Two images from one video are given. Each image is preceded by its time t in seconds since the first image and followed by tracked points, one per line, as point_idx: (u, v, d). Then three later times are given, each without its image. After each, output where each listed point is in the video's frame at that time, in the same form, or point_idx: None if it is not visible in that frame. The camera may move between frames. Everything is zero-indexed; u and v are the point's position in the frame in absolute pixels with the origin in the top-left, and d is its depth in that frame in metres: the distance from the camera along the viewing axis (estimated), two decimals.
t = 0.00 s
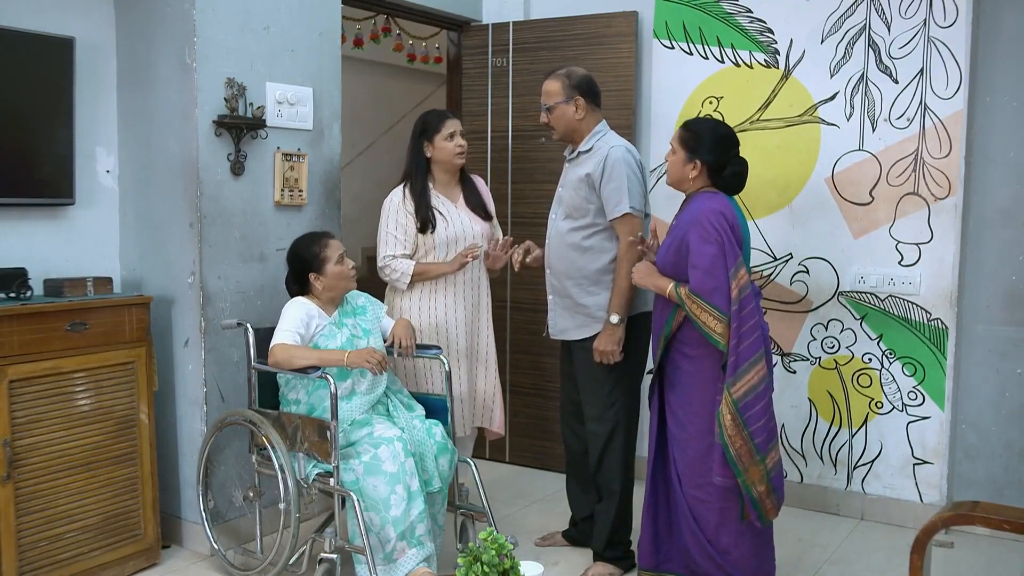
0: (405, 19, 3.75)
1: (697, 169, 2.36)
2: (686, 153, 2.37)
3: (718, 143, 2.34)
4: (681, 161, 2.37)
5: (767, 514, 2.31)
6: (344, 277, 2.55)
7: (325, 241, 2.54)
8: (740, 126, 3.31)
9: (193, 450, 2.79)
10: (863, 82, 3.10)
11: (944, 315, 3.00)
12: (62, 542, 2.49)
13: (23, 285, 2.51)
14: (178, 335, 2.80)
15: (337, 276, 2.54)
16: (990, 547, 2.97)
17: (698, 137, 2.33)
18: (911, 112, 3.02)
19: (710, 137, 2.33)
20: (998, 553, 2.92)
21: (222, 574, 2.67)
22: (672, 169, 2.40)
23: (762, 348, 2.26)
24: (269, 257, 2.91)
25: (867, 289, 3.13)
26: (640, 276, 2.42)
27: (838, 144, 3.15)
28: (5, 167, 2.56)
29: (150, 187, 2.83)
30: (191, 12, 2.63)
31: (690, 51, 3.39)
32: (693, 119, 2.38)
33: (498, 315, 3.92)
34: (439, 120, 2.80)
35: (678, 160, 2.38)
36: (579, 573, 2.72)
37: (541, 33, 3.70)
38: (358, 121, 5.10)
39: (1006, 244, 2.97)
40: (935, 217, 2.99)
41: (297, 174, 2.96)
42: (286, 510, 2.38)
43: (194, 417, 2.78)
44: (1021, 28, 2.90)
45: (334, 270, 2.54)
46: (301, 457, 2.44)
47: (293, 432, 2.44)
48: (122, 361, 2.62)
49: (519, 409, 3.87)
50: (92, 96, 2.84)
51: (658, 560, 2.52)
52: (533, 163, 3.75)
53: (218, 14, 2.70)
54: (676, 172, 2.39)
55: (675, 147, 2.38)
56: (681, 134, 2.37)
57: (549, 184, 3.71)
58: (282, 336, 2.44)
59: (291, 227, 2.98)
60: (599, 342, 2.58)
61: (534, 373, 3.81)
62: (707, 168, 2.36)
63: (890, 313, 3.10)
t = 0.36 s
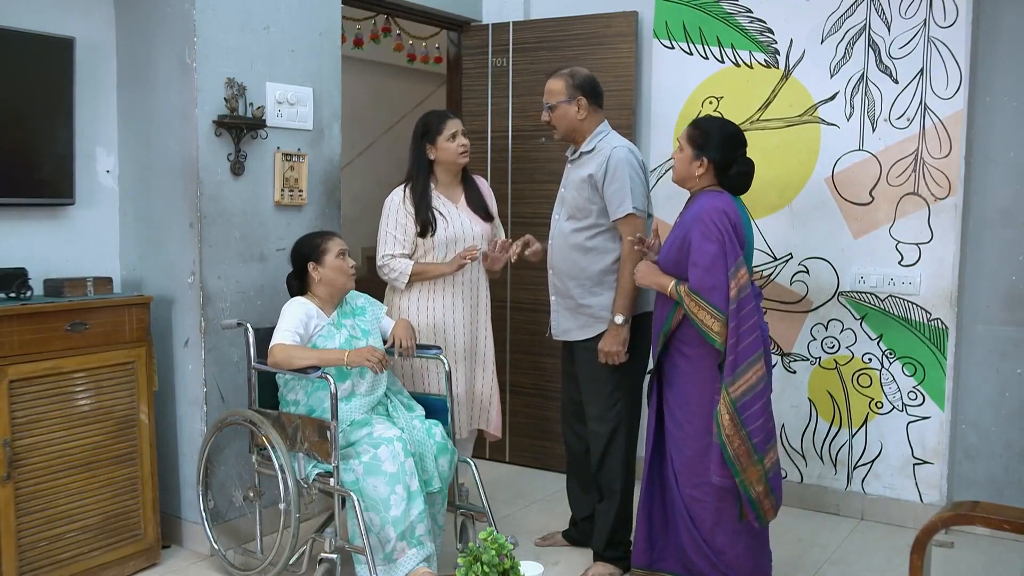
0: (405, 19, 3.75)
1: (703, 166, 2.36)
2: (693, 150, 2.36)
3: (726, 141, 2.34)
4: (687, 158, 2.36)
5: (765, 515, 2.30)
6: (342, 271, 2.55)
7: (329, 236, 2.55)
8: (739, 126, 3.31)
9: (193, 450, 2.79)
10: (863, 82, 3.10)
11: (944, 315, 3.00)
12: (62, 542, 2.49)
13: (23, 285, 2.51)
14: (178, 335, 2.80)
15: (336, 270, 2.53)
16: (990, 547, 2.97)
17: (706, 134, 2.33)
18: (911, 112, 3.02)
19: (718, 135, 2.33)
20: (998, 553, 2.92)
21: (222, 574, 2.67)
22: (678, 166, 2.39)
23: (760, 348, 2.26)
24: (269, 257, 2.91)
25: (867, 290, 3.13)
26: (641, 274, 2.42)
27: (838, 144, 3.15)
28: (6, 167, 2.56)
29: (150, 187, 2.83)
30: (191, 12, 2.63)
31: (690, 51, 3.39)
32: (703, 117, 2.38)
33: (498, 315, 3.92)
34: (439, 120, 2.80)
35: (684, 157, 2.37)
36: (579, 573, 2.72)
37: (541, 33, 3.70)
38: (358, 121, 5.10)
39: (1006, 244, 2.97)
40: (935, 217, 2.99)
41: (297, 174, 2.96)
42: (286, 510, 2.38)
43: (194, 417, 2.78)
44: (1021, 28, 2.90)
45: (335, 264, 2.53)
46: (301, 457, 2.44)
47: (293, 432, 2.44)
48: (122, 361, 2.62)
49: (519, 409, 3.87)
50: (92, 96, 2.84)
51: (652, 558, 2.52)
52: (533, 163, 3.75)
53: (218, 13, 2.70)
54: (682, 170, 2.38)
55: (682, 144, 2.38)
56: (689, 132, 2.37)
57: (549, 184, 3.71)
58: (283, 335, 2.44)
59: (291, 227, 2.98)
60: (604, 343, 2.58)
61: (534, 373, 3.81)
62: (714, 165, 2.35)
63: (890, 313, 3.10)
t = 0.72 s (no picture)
0: (405, 18, 3.75)
1: (710, 165, 2.36)
2: (698, 150, 2.37)
3: (729, 140, 2.34)
4: (693, 158, 2.37)
5: (758, 516, 2.30)
6: (346, 276, 2.56)
7: (329, 239, 2.55)
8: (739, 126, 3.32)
9: (193, 450, 2.79)
10: (863, 82, 3.10)
11: (944, 315, 3.00)
12: (62, 542, 2.49)
13: (23, 285, 2.51)
14: (178, 336, 2.80)
15: (340, 273, 2.54)
16: (990, 547, 2.97)
17: (709, 133, 2.34)
18: (911, 112, 3.02)
19: (721, 134, 2.34)
20: (998, 553, 2.92)
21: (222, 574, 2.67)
22: (683, 166, 2.39)
23: (758, 348, 2.27)
24: (269, 257, 2.91)
25: (867, 290, 3.13)
26: (642, 271, 2.43)
27: (838, 144, 3.15)
28: (6, 167, 2.56)
29: (150, 187, 2.83)
30: (191, 12, 2.64)
31: (690, 51, 3.39)
32: (704, 116, 2.39)
33: (499, 315, 3.92)
34: (440, 120, 2.80)
35: (689, 157, 2.37)
36: (579, 573, 2.72)
37: (541, 33, 3.70)
38: (358, 121, 5.10)
39: (1006, 244, 2.96)
40: (935, 217, 2.99)
41: (297, 174, 2.96)
42: (286, 510, 2.38)
43: (194, 417, 2.78)
44: (1020, 28, 2.90)
45: (337, 267, 2.54)
46: (301, 457, 2.44)
47: (293, 432, 2.44)
48: (122, 361, 2.62)
49: (519, 409, 3.87)
50: (92, 96, 2.84)
51: (651, 557, 2.51)
52: (533, 163, 3.75)
53: (219, 13, 2.70)
54: (688, 170, 2.38)
55: (686, 145, 2.38)
56: (691, 132, 2.37)
57: (549, 184, 3.71)
58: (284, 334, 2.44)
59: (291, 228, 2.98)
60: (605, 343, 2.58)
61: (534, 373, 3.81)
62: (719, 164, 2.35)
63: (890, 313, 3.10)
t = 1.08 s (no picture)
0: (405, 18, 3.75)
1: (710, 165, 2.36)
2: (697, 150, 2.36)
3: (729, 140, 2.34)
4: (692, 159, 2.37)
5: (756, 515, 2.30)
6: (345, 273, 2.55)
7: (330, 237, 2.55)
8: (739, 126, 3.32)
9: (193, 450, 2.79)
10: (863, 82, 3.10)
11: (944, 315, 3.00)
12: (62, 542, 2.49)
13: (23, 285, 2.51)
14: (178, 336, 2.80)
15: (339, 272, 2.54)
16: (990, 548, 2.97)
17: (707, 133, 2.34)
18: (911, 112, 3.02)
19: (719, 133, 2.34)
20: (998, 554, 2.92)
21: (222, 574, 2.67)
22: (683, 167, 2.39)
23: (757, 348, 2.27)
24: (269, 257, 2.91)
25: (867, 290, 3.13)
26: (643, 270, 2.43)
27: (838, 144, 3.15)
28: (6, 167, 2.56)
29: (150, 187, 2.83)
30: (191, 12, 2.64)
31: (690, 51, 3.39)
32: (703, 116, 2.38)
33: (499, 315, 3.92)
34: (440, 120, 2.80)
35: (689, 158, 2.38)
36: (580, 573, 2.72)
37: (541, 33, 3.70)
38: (358, 121, 5.10)
39: (1006, 244, 2.96)
40: (935, 218, 2.99)
41: (297, 174, 2.96)
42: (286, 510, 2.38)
43: (194, 417, 2.78)
44: (1020, 28, 2.89)
45: (337, 265, 2.54)
46: (301, 457, 2.44)
47: (293, 432, 2.44)
48: (122, 361, 2.62)
49: (519, 409, 3.87)
50: (92, 97, 2.84)
51: (647, 556, 2.51)
52: (533, 163, 3.75)
53: (218, 13, 2.70)
54: (688, 171, 2.38)
55: (685, 145, 2.38)
56: (691, 132, 2.37)
57: (549, 184, 3.71)
58: (284, 334, 2.44)
59: (291, 228, 2.98)
60: (604, 344, 2.58)
61: (534, 373, 3.81)
62: (718, 164, 2.35)
63: (890, 313, 3.10)
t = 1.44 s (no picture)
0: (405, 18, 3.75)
1: (705, 165, 2.36)
2: (695, 150, 2.36)
3: (728, 140, 2.34)
4: (690, 159, 2.37)
5: (765, 513, 2.30)
6: (347, 273, 2.55)
7: (330, 237, 2.55)
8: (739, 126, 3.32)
9: (193, 450, 2.79)
10: (863, 82, 3.10)
11: (943, 315, 3.00)
12: (62, 542, 2.48)
13: (23, 285, 2.51)
14: (178, 336, 2.80)
15: (340, 272, 2.54)
16: (990, 547, 2.97)
17: (707, 132, 2.33)
18: (911, 112, 3.02)
19: (719, 133, 2.33)
20: (998, 554, 2.92)
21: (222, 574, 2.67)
22: (681, 167, 2.39)
23: (759, 347, 2.27)
24: (269, 257, 2.91)
25: (867, 290, 3.13)
26: (641, 271, 2.43)
27: (838, 144, 3.15)
28: (6, 167, 2.56)
29: (150, 187, 2.83)
30: (191, 12, 2.63)
31: (690, 51, 3.39)
32: (702, 116, 2.38)
33: (499, 315, 3.92)
34: (439, 120, 2.80)
35: (687, 157, 2.37)
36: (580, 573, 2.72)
37: (540, 33, 3.70)
38: (358, 121, 5.10)
39: (1006, 244, 2.96)
40: (935, 218, 2.99)
41: (297, 174, 2.96)
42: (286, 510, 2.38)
43: (194, 417, 2.78)
44: (1021, 27, 2.89)
45: (338, 265, 2.54)
46: (301, 457, 2.44)
47: (293, 432, 2.44)
48: (122, 361, 2.62)
49: (519, 409, 3.87)
50: (91, 96, 2.84)
51: (649, 556, 2.51)
52: (533, 163, 3.75)
53: (218, 13, 2.70)
54: (685, 170, 2.39)
55: (683, 144, 2.38)
56: (690, 131, 2.37)
57: (549, 184, 3.71)
58: (284, 334, 2.44)
59: (291, 228, 2.98)
60: (598, 344, 2.58)
61: (534, 373, 3.81)
62: (716, 164, 2.35)
63: (890, 313, 3.10)
